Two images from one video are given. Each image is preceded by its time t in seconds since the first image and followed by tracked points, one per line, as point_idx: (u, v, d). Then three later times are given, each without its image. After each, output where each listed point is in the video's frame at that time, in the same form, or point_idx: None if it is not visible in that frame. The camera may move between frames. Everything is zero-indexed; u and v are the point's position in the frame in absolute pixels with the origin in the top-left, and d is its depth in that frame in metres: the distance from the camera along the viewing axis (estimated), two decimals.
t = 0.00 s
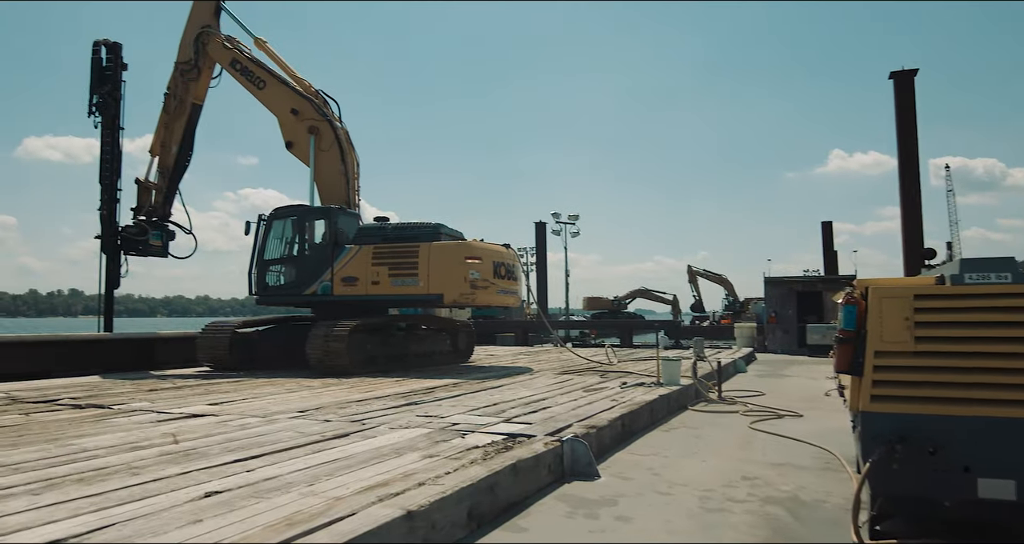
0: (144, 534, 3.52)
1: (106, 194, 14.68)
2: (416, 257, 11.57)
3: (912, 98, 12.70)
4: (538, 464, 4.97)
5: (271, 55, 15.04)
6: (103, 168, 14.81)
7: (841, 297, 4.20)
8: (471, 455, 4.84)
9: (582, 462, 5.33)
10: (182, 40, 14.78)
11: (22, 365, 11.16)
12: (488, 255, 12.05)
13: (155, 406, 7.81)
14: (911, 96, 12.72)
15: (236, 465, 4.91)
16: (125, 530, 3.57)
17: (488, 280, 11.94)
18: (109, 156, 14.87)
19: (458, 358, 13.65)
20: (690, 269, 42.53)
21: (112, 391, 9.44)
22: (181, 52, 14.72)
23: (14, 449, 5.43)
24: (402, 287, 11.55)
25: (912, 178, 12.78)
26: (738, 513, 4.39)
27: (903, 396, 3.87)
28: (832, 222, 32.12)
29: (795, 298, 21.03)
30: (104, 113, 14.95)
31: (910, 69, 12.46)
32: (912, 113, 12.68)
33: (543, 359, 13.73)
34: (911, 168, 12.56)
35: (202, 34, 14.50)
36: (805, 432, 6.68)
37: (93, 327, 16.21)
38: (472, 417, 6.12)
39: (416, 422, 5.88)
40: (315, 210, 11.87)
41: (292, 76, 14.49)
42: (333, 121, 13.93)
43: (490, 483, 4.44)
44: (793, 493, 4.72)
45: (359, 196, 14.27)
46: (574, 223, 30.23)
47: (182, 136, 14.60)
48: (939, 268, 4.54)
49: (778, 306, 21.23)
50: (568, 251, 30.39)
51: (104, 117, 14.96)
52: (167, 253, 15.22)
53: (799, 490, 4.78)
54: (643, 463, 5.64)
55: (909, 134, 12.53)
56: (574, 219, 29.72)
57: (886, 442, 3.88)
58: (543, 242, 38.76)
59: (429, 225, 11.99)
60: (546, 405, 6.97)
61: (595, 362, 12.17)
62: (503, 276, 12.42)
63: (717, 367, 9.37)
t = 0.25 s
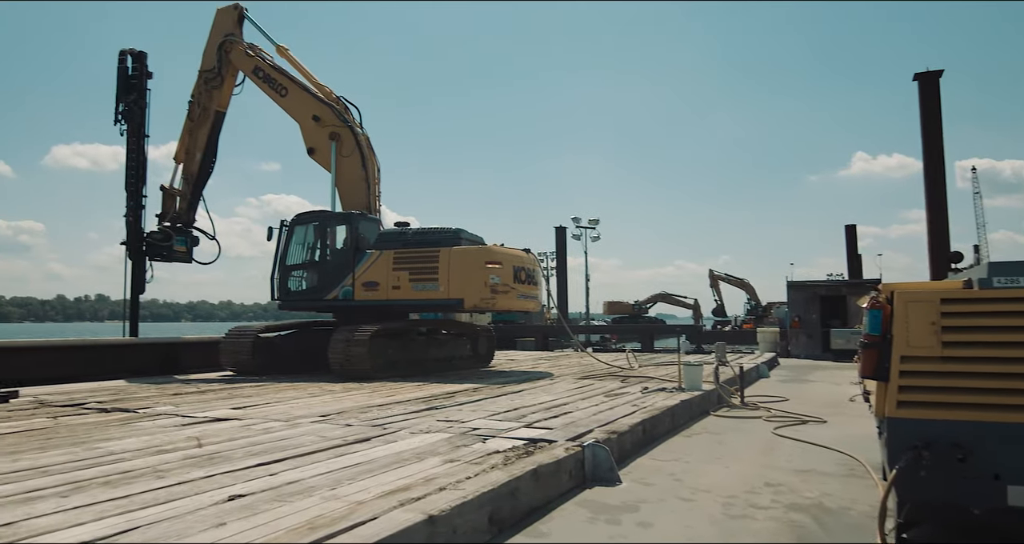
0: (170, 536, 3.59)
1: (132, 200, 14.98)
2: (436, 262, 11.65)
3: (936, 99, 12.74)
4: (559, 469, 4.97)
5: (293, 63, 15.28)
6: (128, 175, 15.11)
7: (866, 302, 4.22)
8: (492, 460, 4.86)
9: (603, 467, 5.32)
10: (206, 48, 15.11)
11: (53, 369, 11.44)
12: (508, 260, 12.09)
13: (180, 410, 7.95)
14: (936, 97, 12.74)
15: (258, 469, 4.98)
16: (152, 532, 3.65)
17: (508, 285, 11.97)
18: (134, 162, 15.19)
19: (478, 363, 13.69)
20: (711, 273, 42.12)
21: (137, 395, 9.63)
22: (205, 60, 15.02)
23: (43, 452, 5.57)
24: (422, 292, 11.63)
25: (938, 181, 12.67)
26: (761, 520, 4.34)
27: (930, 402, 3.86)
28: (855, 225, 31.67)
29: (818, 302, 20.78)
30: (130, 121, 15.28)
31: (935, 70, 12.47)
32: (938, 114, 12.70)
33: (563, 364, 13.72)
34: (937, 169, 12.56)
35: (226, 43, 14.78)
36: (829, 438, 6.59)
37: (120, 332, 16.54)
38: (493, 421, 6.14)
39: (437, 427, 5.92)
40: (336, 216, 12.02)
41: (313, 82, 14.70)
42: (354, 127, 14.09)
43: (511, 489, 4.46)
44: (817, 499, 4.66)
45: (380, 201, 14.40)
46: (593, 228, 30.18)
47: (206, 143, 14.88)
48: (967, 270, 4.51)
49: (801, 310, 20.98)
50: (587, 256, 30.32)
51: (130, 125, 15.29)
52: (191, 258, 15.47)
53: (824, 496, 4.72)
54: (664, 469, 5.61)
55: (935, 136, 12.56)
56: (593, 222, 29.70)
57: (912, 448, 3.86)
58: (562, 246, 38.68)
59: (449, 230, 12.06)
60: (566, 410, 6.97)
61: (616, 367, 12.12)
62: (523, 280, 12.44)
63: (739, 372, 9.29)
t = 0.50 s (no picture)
0: (195, 538, 3.65)
1: (156, 206, 15.27)
2: (456, 267, 11.72)
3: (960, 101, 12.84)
4: (579, 475, 4.97)
5: (313, 70, 15.49)
6: (152, 182, 15.41)
7: (891, 307, 4.29)
8: (512, 465, 4.87)
9: (623, 473, 5.31)
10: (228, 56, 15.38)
11: (79, 374, 11.68)
12: (527, 265, 12.11)
13: (203, 414, 8.08)
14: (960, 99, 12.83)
15: (280, 473, 5.05)
16: (177, 534, 3.71)
17: (527, 290, 11.99)
18: (158, 169, 15.49)
19: (497, 368, 13.72)
20: (732, 277, 41.68)
21: (161, 399, 9.81)
22: (227, 68, 15.30)
23: (70, 455, 5.70)
24: (442, 296, 11.69)
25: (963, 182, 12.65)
26: (783, 526, 4.30)
27: (957, 407, 3.94)
28: (879, 228, 31.21)
29: (841, 306, 20.51)
30: (154, 129, 15.61)
31: (960, 72, 12.52)
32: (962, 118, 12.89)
33: (583, 369, 13.68)
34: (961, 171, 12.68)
35: (247, 51, 15.04)
36: (854, 444, 6.50)
37: (144, 337, 16.85)
38: (513, 426, 6.15)
39: (456, 431, 5.96)
40: (356, 221, 12.15)
41: (333, 89, 14.88)
42: (374, 133, 14.24)
43: (531, 494, 4.46)
44: (841, 506, 4.60)
45: (400, 206, 14.51)
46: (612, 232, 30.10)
47: (229, 150, 15.14)
48: (994, 273, 4.54)
49: (824, 314, 20.71)
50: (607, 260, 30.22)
51: (154, 132, 15.62)
52: (214, 264, 15.73)
53: (848, 503, 4.65)
54: (684, 474, 5.58)
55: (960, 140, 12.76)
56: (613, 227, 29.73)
57: (939, 455, 3.95)
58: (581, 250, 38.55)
59: (469, 234, 12.12)
60: (586, 415, 6.96)
61: (636, 372, 12.06)
62: (542, 285, 12.46)
63: (761, 377, 9.19)
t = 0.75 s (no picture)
0: (215, 539, 3.71)
1: (175, 211, 15.50)
2: (472, 271, 11.76)
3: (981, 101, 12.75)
4: (595, 479, 4.96)
5: (330, 74, 15.65)
6: (171, 187, 15.66)
7: (910, 309, 4.30)
8: (529, 469, 4.88)
9: (640, 477, 5.29)
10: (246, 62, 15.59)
11: (100, 377, 11.88)
12: (543, 268, 12.12)
13: (222, 416, 8.19)
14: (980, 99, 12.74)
15: (297, 475, 5.11)
16: (196, 536, 3.77)
17: (543, 293, 12.00)
18: (177, 174, 15.73)
19: (513, 371, 13.73)
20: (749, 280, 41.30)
21: (180, 402, 9.94)
22: (245, 73, 15.50)
23: (92, 457, 5.80)
24: (458, 300, 11.73)
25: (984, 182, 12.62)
26: (802, 532, 4.26)
27: (978, 411, 3.99)
28: (899, 231, 30.81)
29: (861, 309, 20.26)
30: (173, 134, 15.84)
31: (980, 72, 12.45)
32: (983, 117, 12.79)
33: (599, 372, 13.65)
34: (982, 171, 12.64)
35: (265, 56, 15.23)
36: (874, 449, 6.42)
37: (164, 340, 17.09)
38: (529, 429, 6.16)
39: (473, 435, 5.98)
40: (373, 225, 12.22)
41: (350, 94, 15.02)
42: (390, 137, 14.34)
43: (547, 498, 4.46)
44: (861, 511, 4.55)
45: (416, 210, 14.60)
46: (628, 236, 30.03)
47: (247, 155, 15.33)
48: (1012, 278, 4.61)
49: (843, 318, 20.46)
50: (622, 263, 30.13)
51: (173, 137, 15.86)
52: (232, 268, 15.92)
53: (868, 508, 4.60)
54: (701, 479, 5.55)
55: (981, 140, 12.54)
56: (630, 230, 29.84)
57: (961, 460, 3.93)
58: (597, 252, 38.45)
59: (485, 238, 12.16)
60: (603, 419, 6.95)
61: (652, 376, 12.01)
62: (558, 288, 12.46)
63: (779, 380, 9.11)
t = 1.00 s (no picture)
0: (231, 541, 3.76)
1: (192, 215, 15.70)
2: (486, 274, 11.80)
3: (998, 101, 12.63)
4: (610, 482, 4.95)
5: (345, 79, 15.80)
6: (188, 191, 15.87)
7: (930, 311, 4.30)
8: (543, 472, 4.89)
9: (656, 480, 5.28)
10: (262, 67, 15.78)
11: (118, 380, 12.07)
12: (557, 271, 12.13)
13: (238, 419, 8.28)
14: (997, 99, 12.62)
15: (313, 478, 5.15)
16: (213, 538, 3.82)
17: (557, 296, 12.01)
18: (194, 179, 15.95)
19: (528, 374, 13.74)
20: (764, 282, 40.92)
21: (196, 404, 10.06)
22: (261, 78, 15.69)
23: (110, 459, 5.90)
24: (472, 303, 11.76)
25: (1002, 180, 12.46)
26: (819, 536, 4.22)
27: (998, 415, 3.99)
28: (916, 233, 30.47)
29: (878, 312, 20.03)
30: (190, 138, 16.06)
31: (994, 72, 12.36)
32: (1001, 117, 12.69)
33: (614, 375, 13.61)
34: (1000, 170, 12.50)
35: (281, 62, 15.40)
36: (893, 453, 6.35)
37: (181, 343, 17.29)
38: (544, 432, 6.16)
39: (488, 438, 6.00)
40: (388, 228, 12.30)
41: (364, 98, 15.14)
42: (404, 140, 14.43)
43: (562, 501, 4.47)
44: (880, 516, 4.50)
45: (430, 213, 14.67)
46: (642, 238, 29.96)
47: (263, 159, 15.50)
48: None
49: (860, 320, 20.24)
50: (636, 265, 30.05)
51: (190, 142, 16.08)
52: (248, 271, 16.09)
53: (887, 513, 4.55)
54: (716, 483, 5.52)
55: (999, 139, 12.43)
56: (644, 232, 29.75)
57: (981, 465, 3.89)
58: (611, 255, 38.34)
59: (499, 241, 12.19)
60: (617, 422, 6.93)
61: (667, 379, 11.96)
62: (572, 291, 12.46)
63: (795, 383, 9.03)
